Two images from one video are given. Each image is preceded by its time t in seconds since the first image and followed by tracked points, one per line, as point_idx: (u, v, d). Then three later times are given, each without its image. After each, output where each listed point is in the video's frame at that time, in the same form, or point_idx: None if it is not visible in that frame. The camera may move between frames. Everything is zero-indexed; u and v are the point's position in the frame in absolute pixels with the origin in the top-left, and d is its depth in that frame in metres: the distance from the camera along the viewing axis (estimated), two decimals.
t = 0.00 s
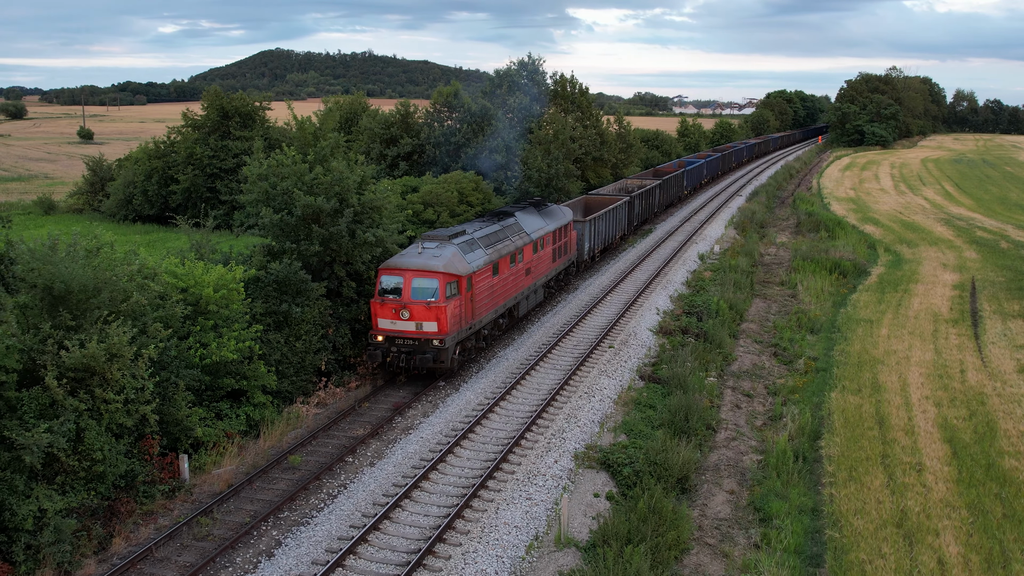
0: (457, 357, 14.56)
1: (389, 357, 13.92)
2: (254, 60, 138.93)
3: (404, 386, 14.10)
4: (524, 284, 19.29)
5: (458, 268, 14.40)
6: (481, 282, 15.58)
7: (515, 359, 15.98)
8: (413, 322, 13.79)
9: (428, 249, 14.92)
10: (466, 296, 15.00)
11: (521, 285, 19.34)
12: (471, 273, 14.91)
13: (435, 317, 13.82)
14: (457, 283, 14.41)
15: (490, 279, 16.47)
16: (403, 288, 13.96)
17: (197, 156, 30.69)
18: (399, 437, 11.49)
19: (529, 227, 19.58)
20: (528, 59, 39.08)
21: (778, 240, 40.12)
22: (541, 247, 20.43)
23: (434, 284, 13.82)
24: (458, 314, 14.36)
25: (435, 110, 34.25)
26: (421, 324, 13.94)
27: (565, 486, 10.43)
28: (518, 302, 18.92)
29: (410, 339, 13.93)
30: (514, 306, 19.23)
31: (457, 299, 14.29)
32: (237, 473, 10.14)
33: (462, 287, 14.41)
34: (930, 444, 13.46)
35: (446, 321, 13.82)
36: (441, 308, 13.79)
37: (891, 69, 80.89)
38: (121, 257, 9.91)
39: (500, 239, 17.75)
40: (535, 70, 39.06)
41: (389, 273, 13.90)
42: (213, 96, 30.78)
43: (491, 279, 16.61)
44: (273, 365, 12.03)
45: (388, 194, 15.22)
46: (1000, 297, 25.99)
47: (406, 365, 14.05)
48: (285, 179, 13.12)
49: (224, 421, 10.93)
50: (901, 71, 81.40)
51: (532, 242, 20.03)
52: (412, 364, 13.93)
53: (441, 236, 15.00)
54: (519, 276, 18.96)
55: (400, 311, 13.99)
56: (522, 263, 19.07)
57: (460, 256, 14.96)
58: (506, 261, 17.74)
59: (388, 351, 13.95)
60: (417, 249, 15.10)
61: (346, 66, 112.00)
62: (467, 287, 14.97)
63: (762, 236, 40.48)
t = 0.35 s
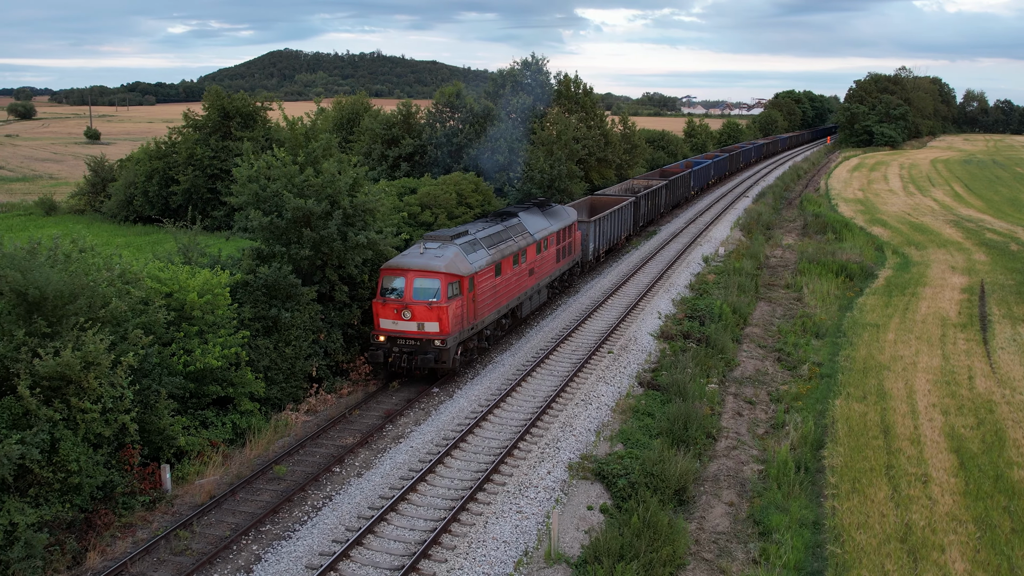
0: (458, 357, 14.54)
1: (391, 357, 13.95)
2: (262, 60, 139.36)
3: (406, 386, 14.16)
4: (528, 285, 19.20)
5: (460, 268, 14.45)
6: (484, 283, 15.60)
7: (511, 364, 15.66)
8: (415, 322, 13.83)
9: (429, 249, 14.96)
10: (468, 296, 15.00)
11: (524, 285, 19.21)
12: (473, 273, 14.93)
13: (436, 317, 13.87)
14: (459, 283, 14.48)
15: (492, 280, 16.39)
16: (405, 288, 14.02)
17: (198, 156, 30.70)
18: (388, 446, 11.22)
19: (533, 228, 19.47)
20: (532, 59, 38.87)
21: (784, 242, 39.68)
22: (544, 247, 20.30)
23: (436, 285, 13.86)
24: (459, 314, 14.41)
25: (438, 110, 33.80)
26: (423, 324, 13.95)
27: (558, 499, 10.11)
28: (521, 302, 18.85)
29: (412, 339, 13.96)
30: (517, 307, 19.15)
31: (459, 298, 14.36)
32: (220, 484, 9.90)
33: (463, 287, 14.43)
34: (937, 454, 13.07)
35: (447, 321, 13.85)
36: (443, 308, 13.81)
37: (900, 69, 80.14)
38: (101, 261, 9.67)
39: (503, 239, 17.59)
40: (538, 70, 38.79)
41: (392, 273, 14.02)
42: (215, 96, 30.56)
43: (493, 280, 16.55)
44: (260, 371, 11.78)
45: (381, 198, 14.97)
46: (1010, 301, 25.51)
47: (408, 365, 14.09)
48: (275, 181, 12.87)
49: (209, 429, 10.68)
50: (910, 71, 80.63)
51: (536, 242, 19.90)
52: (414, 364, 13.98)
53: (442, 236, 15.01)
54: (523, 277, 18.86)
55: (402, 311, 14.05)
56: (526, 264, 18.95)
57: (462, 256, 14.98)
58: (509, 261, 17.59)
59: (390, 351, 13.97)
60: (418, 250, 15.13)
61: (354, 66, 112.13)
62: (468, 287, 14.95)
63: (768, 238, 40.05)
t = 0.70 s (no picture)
0: (459, 357, 14.51)
1: (393, 357, 14.03)
2: (270, 60, 139.64)
3: (408, 386, 14.20)
4: (530, 285, 19.15)
5: (462, 268, 14.50)
6: (486, 283, 15.61)
7: (507, 369, 15.34)
8: (416, 322, 13.92)
9: (431, 249, 14.99)
10: (469, 296, 14.97)
11: (527, 285, 19.12)
12: (476, 273, 14.95)
13: (437, 317, 13.91)
14: (461, 283, 14.53)
15: (494, 280, 16.35)
16: (407, 288, 14.09)
17: (198, 157, 30.59)
18: (377, 456, 10.95)
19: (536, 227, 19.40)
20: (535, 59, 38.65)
21: (790, 244, 39.21)
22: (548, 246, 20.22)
23: (437, 285, 13.93)
24: (460, 313, 14.45)
25: (439, 110, 33.94)
26: (424, 324, 14.03)
27: (549, 512, 9.80)
28: (524, 301, 18.79)
29: (413, 339, 13.99)
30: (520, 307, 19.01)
31: (460, 298, 14.43)
32: (202, 495, 9.65)
33: (465, 287, 14.50)
34: (943, 465, 12.71)
35: (449, 321, 13.92)
36: (445, 308, 13.91)
37: (910, 69, 79.39)
38: (79, 267, 9.44)
39: (506, 239, 17.47)
40: (542, 70, 38.49)
41: (394, 273, 14.06)
42: (216, 96, 30.32)
43: (495, 280, 16.50)
44: (247, 378, 11.53)
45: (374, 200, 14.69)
46: (1020, 304, 25.04)
47: (410, 365, 14.11)
48: (264, 183, 12.61)
49: (193, 438, 10.44)
50: (919, 71, 79.86)
51: (540, 242, 19.84)
52: (416, 364, 14.05)
53: (444, 237, 15.05)
54: (526, 276, 18.79)
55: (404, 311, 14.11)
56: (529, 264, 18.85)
57: (463, 256, 14.99)
58: (512, 261, 17.50)
59: (392, 351, 14.00)
60: (420, 250, 15.14)
61: (362, 66, 112.15)
62: (470, 287, 14.94)
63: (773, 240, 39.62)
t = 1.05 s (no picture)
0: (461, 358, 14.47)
1: (394, 357, 13.99)
2: (279, 61, 139.92)
3: (411, 387, 14.21)
4: (534, 285, 19.10)
5: (465, 268, 14.46)
6: (488, 283, 15.57)
7: (502, 375, 15.00)
8: (418, 322, 13.87)
9: (434, 249, 14.97)
10: (472, 296, 14.88)
11: (530, 286, 19.06)
12: (478, 273, 14.87)
13: (439, 317, 13.87)
14: (463, 284, 14.45)
15: (497, 280, 16.31)
16: (409, 288, 14.05)
17: (198, 158, 30.45)
18: (364, 466, 10.67)
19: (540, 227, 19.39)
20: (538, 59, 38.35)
21: (796, 246, 38.78)
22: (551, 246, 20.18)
23: (439, 285, 13.90)
24: (462, 314, 14.38)
25: (441, 110, 33.75)
26: (426, 325, 13.97)
27: (539, 526, 9.48)
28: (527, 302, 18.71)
29: (415, 339, 13.99)
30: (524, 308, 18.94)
31: (462, 299, 14.36)
32: (182, 506, 9.41)
33: (467, 287, 14.44)
34: (949, 476, 12.33)
35: (451, 322, 13.88)
36: (447, 308, 13.87)
37: (919, 69, 78.64)
38: (56, 272, 9.19)
39: (509, 239, 17.42)
40: (545, 70, 38.22)
41: (396, 274, 14.02)
42: (216, 96, 30.12)
43: (498, 280, 16.45)
44: (233, 385, 11.28)
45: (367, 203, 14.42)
46: None
47: (411, 365, 14.08)
48: (253, 185, 12.36)
49: (175, 447, 10.21)
50: (929, 71, 79.09)
51: (543, 243, 19.79)
52: (417, 364, 14.00)
53: (446, 236, 15.03)
54: (529, 277, 18.70)
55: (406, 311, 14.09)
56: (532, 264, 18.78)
57: (466, 256, 14.94)
58: (515, 261, 17.45)
59: (393, 351, 13.99)
60: (422, 249, 15.11)
61: (370, 66, 112.10)
62: (473, 287, 14.88)
63: (779, 242, 39.21)
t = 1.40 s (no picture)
0: (463, 358, 14.48)
1: (396, 357, 14.03)
2: (287, 61, 140.22)
3: (410, 388, 14.17)
4: (537, 285, 19.15)
5: (467, 268, 14.48)
6: (491, 283, 15.61)
7: (497, 381, 14.67)
8: (420, 322, 13.89)
9: (436, 248, 14.98)
10: (474, 297, 14.88)
11: (533, 286, 19.11)
12: (480, 274, 14.89)
13: (440, 317, 13.90)
14: (465, 284, 14.45)
15: (499, 280, 16.35)
16: (411, 288, 14.07)
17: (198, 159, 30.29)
18: (351, 476, 10.40)
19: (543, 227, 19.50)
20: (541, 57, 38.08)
21: (802, 248, 38.32)
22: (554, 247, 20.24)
23: (441, 285, 13.90)
24: (465, 314, 14.40)
25: (443, 110, 33.52)
26: (428, 325, 13.98)
27: (529, 541, 9.16)
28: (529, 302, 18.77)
29: (417, 339, 14.03)
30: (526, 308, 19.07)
31: (464, 299, 14.37)
32: (162, 518, 9.17)
33: (469, 288, 14.45)
34: (955, 488, 11.95)
35: (453, 321, 13.91)
36: (449, 308, 13.89)
37: (928, 69, 77.93)
38: (31, 277, 8.95)
39: (511, 239, 17.44)
40: (548, 70, 38.00)
41: (398, 274, 14.04)
42: (217, 96, 29.75)
43: (500, 280, 16.49)
44: (219, 392, 11.04)
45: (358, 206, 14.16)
46: None
47: (413, 365, 14.12)
48: (241, 187, 12.11)
49: (156, 457, 9.98)
50: (938, 71, 78.34)
51: (547, 243, 19.85)
52: (419, 364, 14.05)
53: (449, 237, 15.09)
54: (532, 277, 18.73)
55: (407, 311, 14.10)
56: (535, 265, 18.85)
57: (468, 256, 14.96)
58: (517, 262, 17.49)
59: (395, 351, 14.05)
60: (424, 249, 15.13)
61: (378, 66, 112.06)
62: (475, 287, 14.90)
63: (785, 243, 38.77)
